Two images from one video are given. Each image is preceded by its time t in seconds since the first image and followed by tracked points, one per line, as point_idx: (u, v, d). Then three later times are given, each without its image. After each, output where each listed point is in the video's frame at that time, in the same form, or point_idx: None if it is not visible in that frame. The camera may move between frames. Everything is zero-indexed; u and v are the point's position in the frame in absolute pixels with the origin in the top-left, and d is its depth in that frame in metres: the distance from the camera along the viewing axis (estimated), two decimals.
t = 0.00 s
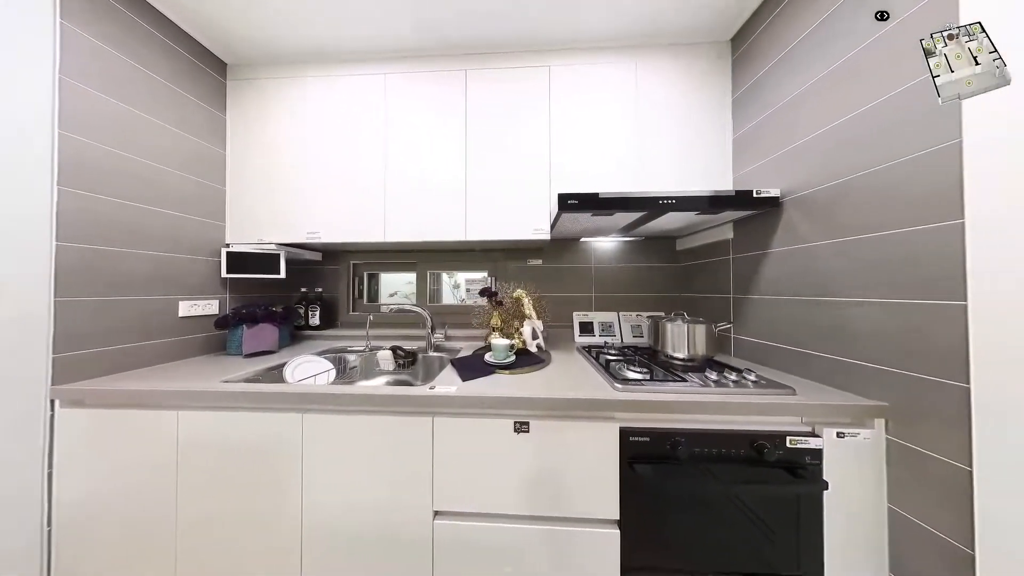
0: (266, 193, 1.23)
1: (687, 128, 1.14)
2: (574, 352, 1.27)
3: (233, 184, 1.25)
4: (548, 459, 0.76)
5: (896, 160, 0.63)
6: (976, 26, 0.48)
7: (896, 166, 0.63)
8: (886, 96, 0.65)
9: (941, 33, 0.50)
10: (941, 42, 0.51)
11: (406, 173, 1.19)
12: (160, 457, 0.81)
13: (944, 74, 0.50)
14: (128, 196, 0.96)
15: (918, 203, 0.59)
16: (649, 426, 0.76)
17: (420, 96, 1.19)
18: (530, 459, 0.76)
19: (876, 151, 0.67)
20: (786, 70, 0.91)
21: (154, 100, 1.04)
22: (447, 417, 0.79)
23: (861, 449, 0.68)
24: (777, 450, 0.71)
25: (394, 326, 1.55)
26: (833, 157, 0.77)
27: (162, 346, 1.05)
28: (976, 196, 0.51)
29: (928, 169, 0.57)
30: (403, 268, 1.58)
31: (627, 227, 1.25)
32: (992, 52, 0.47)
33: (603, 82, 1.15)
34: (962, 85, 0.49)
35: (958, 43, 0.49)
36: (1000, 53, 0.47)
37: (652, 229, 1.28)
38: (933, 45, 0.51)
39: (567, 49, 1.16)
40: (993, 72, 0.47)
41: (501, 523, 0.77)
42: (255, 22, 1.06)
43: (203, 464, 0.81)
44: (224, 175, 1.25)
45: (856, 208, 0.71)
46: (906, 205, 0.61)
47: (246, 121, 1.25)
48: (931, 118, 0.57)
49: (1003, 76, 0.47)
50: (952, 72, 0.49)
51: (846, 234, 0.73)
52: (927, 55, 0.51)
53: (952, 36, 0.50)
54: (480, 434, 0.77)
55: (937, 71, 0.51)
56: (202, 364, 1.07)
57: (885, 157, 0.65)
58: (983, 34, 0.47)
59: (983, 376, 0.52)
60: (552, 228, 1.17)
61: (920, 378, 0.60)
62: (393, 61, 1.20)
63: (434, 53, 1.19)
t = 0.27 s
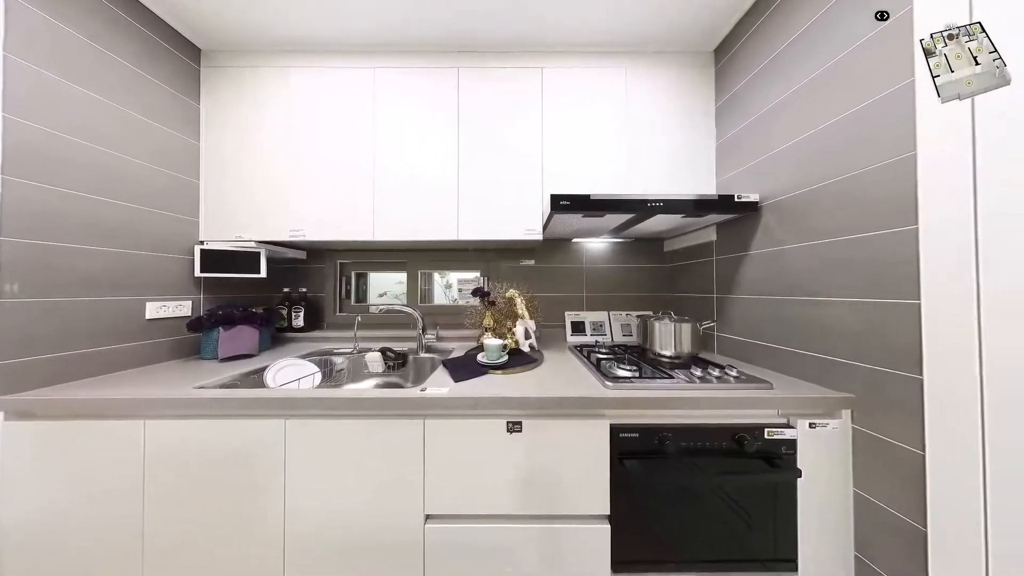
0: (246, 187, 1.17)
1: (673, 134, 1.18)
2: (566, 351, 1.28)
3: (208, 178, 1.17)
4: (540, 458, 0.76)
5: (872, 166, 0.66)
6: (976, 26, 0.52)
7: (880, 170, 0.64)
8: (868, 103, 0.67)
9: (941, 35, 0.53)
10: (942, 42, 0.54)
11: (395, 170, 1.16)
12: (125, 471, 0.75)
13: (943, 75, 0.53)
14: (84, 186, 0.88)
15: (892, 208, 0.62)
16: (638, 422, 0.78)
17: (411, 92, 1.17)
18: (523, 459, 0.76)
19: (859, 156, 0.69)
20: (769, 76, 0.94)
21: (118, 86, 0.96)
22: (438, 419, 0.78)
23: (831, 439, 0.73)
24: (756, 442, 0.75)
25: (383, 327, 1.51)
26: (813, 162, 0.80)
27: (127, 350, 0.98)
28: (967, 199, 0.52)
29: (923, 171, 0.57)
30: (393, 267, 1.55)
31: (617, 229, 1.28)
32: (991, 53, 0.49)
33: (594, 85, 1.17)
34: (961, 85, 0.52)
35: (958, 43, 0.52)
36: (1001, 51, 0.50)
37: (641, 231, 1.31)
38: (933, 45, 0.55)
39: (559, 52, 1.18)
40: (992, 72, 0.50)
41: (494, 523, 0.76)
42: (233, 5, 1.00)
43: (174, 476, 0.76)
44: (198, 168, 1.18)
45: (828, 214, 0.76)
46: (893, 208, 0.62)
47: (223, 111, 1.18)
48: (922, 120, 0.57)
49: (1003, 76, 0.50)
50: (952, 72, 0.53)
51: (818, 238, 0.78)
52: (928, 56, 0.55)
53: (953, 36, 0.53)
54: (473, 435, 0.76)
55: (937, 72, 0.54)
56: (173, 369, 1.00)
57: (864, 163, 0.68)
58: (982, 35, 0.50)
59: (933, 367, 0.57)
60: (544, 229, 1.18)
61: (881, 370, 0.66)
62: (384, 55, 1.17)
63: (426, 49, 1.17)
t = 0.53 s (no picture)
0: (221, 181, 1.10)
1: (660, 139, 1.23)
2: (558, 351, 1.30)
3: (178, 170, 1.10)
4: (532, 457, 0.77)
5: (843, 175, 0.70)
6: (976, 27, 0.53)
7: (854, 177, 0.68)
8: (843, 113, 0.71)
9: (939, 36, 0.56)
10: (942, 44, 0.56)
11: (385, 167, 1.13)
12: (81, 487, 0.69)
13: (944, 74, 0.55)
14: (31, 175, 0.80)
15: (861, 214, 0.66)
16: (628, 419, 0.80)
17: (402, 88, 1.14)
18: (516, 459, 0.76)
19: (838, 161, 0.71)
20: (756, 82, 0.97)
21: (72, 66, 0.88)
22: (429, 421, 0.76)
23: (802, 429, 0.78)
24: (736, 434, 0.79)
25: (372, 328, 1.46)
26: (789, 169, 0.85)
27: (82, 356, 0.89)
28: (956, 199, 0.55)
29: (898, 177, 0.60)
30: (382, 267, 1.50)
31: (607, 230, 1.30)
32: (991, 53, 0.51)
33: (585, 89, 1.19)
34: (962, 85, 0.53)
35: (958, 43, 0.54)
36: (1002, 51, 0.51)
37: (630, 232, 1.35)
38: (934, 45, 0.57)
39: (552, 54, 1.19)
40: (993, 72, 0.51)
41: (486, 524, 0.76)
42: None
43: (138, 492, 0.70)
44: (167, 159, 1.09)
45: (802, 218, 0.80)
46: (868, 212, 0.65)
47: (196, 99, 1.10)
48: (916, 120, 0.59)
49: (1003, 75, 0.50)
50: (952, 72, 0.54)
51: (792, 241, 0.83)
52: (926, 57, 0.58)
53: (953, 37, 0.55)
54: (464, 436, 0.76)
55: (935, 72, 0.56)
56: (137, 376, 0.92)
57: (835, 171, 0.72)
58: (983, 35, 0.52)
59: (889, 360, 0.63)
60: (537, 229, 1.19)
61: (845, 364, 0.71)
62: (373, 48, 1.14)
63: (418, 44, 1.15)
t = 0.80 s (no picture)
0: (195, 173, 1.03)
1: (648, 143, 1.26)
2: (550, 350, 1.31)
3: (145, 161, 1.02)
4: (525, 457, 0.77)
5: (819, 181, 0.74)
6: (976, 27, 0.53)
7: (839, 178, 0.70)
8: (822, 121, 0.74)
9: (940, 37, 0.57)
10: (942, 44, 0.57)
11: (375, 164, 1.10)
12: (30, 506, 0.63)
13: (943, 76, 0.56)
14: None
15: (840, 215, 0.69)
16: (618, 416, 0.82)
17: (393, 83, 1.11)
18: (508, 459, 0.77)
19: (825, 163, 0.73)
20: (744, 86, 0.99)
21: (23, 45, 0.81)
22: (421, 423, 0.75)
23: (778, 421, 0.83)
24: (719, 428, 0.83)
25: (360, 329, 1.42)
26: (769, 174, 0.89)
27: (33, 362, 0.82)
28: (958, 198, 0.56)
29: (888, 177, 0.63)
30: (371, 266, 1.46)
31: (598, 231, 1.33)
32: (992, 53, 0.52)
33: (577, 92, 1.21)
34: (962, 85, 0.54)
35: (958, 44, 0.55)
36: (1003, 50, 0.51)
37: (620, 234, 1.38)
38: (933, 45, 0.58)
39: (546, 56, 1.20)
40: (993, 72, 0.52)
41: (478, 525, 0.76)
42: None
43: (100, 508, 0.65)
44: (133, 149, 1.02)
45: (782, 220, 0.84)
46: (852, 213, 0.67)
47: (167, 85, 1.03)
48: (916, 120, 0.60)
49: (1003, 76, 0.51)
50: (952, 72, 0.55)
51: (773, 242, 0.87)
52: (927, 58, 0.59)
53: (953, 38, 0.55)
54: (457, 438, 0.75)
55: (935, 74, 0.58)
56: (98, 383, 0.85)
57: (808, 179, 0.77)
58: (983, 35, 0.52)
59: (855, 355, 0.68)
60: (529, 229, 1.19)
61: (817, 359, 0.76)
62: (363, 40, 1.11)
63: (411, 39, 1.12)
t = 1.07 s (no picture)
0: (168, 166, 0.97)
1: (637, 147, 1.30)
2: (543, 350, 1.31)
3: (111, 151, 0.95)
4: (519, 456, 0.77)
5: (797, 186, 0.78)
6: (976, 27, 0.53)
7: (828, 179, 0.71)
8: (807, 126, 0.76)
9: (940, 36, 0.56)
10: (943, 44, 0.56)
11: (366, 160, 1.07)
12: None
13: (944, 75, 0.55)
14: None
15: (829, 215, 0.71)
16: (610, 414, 0.84)
17: (386, 78, 1.09)
18: (502, 459, 0.76)
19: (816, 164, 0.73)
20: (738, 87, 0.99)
21: None
22: (412, 426, 0.74)
23: (759, 414, 0.87)
24: (705, 422, 0.86)
25: (349, 330, 1.38)
26: (753, 178, 0.93)
27: None
28: (961, 199, 0.55)
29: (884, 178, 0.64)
30: (360, 265, 1.42)
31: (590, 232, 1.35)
32: (993, 53, 0.51)
33: (570, 94, 1.22)
34: (962, 85, 0.53)
35: (958, 43, 0.54)
36: (1005, 49, 0.50)
37: (611, 235, 1.41)
38: (934, 45, 0.58)
39: (542, 57, 1.21)
40: (992, 72, 0.51)
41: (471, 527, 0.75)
42: None
43: (56, 528, 0.59)
44: (95, 137, 0.94)
45: (772, 219, 0.86)
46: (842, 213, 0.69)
47: (136, 69, 0.96)
48: (915, 120, 0.60)
49: (1003, 76, 0.50)
50: (952, 72, 0.54)
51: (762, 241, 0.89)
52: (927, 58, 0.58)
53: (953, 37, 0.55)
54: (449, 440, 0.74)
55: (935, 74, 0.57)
56: (53, 391, 0.78)
57: (786, 184, 0.81)
58: (983, 35, 0.52)
59: (827, 351, 0.72)
60: (522, 229, 1.19)
61: (799, 356, 0.79)
62: (353, 33, 1.07)
63: (403, 34, 1.10)
